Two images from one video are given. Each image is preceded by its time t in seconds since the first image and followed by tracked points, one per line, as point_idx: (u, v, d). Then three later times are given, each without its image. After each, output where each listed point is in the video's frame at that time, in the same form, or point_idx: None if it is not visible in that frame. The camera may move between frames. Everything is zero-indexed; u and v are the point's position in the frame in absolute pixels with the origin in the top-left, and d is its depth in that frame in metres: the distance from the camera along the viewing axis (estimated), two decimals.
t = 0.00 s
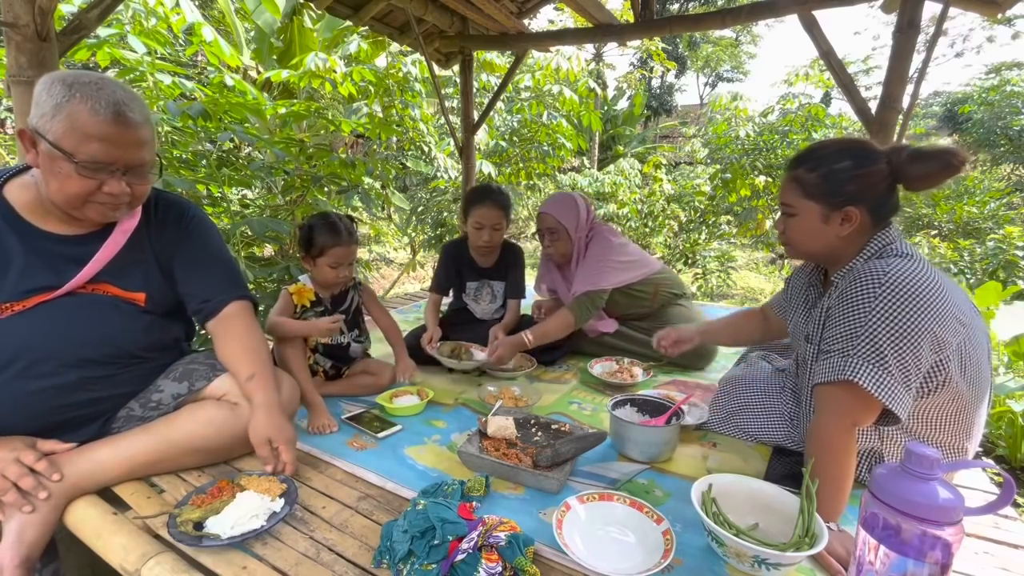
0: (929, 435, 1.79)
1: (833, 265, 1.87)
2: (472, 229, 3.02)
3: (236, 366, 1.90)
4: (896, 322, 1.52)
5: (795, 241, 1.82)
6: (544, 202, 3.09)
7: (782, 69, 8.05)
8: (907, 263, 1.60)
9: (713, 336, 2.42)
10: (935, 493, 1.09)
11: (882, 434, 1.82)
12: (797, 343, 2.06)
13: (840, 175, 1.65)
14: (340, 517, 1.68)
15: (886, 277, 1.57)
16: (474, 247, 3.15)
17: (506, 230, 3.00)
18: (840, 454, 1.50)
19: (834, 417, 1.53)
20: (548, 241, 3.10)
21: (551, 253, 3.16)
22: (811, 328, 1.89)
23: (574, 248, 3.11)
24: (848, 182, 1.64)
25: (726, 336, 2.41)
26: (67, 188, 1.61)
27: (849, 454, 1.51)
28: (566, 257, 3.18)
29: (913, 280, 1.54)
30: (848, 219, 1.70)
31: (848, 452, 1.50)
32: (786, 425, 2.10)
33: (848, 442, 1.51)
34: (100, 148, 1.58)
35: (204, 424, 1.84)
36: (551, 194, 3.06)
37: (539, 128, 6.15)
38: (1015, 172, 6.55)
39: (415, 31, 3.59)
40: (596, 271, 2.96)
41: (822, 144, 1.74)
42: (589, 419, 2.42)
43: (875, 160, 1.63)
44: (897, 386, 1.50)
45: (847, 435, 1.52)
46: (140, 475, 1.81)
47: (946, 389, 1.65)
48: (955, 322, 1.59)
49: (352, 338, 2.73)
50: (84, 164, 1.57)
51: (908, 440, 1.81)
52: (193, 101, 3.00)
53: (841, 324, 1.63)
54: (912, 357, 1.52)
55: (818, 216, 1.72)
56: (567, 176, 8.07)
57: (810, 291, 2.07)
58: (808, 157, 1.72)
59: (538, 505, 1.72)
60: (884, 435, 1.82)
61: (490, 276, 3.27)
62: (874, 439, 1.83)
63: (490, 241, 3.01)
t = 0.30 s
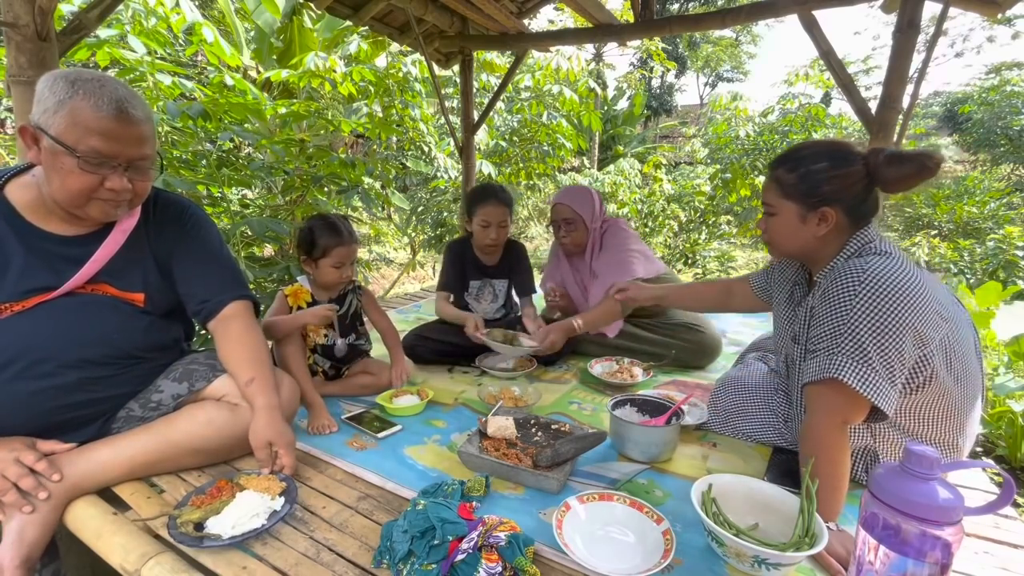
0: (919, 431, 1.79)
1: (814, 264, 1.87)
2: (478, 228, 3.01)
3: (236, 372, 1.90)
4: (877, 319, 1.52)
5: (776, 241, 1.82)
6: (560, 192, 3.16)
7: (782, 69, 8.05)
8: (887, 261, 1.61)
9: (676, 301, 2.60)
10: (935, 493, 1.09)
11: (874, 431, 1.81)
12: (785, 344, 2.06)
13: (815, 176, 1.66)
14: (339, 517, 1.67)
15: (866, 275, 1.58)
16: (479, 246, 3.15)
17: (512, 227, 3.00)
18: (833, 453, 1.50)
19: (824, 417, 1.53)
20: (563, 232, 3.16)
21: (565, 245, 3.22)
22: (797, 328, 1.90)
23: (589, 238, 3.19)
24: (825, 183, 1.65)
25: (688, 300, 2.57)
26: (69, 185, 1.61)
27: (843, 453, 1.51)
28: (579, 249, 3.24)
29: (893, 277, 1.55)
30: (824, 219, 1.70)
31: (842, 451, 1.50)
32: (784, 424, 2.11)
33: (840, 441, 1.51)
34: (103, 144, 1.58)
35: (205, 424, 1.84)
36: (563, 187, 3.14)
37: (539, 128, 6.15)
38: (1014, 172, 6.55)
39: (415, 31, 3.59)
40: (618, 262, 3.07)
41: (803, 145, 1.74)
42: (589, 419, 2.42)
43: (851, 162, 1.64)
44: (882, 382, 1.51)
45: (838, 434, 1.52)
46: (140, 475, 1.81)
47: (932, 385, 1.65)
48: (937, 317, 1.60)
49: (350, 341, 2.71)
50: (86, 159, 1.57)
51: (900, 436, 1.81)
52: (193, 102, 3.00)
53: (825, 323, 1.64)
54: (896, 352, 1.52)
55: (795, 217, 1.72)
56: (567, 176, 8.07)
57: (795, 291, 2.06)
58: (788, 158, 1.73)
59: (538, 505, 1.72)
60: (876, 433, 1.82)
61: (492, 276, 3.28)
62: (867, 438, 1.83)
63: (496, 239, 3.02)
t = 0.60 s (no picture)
0: (913, 427, 1.79)
1: (798, 269, 1.86)
2: (499, 232, 2.98)
3: (237, 367, 1.89)
4: (867, 316, 1.53)
5: (756, 249, 1.82)
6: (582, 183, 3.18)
7: (782, 69, 8.05)
8: (871, 259, 1.62)
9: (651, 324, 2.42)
10: (935, 493, 1.09)
11: (869, 431, 1.82)
12: (776, 345, 2.06)
13: (787, 185, 1.66)
14: (340, 517, 1.67)
15: (853, 274, 1.58)
16: (496, 247, 3.13)
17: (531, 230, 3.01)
18: (830, 451, 1.50)
19: (819, 416, 1.53)
20: (583, 223, 3.16)
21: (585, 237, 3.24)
22: (788, 329, 1.90)
23: (609, 232, 3.24)
24: (796, 191, 1.65)
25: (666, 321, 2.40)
26: (68, 187, 1.61)
27: (840, 451, 1.51)
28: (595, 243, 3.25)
29: (879, 274, 1.56)
30: (800, 226, 1.70)
31: (839, 449, 1.50)
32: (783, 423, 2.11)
33: (835, 440, 1.51)
34: (101, 146, 1.58)
35: (206, 423, 1.84)
36: (587, 178, 3.17)
37: (539, 128, 6.14)
38: (1015, 172, 6.55)
39: (415, 31, 3.59)
40: (640, 260, 3.15)
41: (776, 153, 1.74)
42: (589, 419, 2.42)
43: (821, 167, 1.63)
44: (876, 378, 1.51)
45: (834, 433, 1.52)
46: (141, 475, 1.81)
47: (924, 380, 1.66)
48: (924, 312, 1.61)
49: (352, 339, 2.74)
50: (84, 161, 1.57)
51: (895, 434, 1.81)
52: (193, 102, 3.00)
53: (815, 323, 1.64)
54: (888, 349, 1.52)
55: (772, 225, 1.72)
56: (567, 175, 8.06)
57: (782, 296, 2.05)
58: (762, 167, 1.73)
59: (538, 505, 1.72)
60: (871, 432, 1.82)
61: (502, 278, 3.27)
62: (862, 437, 1.83)
63: (516, 243, 3.02)
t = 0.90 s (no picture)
0: (911, 426, 1.79)
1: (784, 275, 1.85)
2: (513, 240, 2.95)
3: (235, 366, 1.89)
4: (861, 315, 1.53)
5: (740, 259, 1.82)
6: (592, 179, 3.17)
7: (782, 69, 8.05)
8: (863, 259, 1.62)
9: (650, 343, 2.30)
10: (935, 493, 1.09)
11: (866, 430, 1.82)
12: (770, 347, 2.06)
13: (765, 198, 1.65)
14: (340, 517, 1.67)
15: (846, 274, 1.58)
16: (506, 250, 3.11)
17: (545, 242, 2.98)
18: (828, 450, 1.50)
19: (815, 416, 1.53)
20: (592, 219, 3.15)
21: (594, 234, 3.23)
22: (782, 331, 1.89)
23: (618, 231, 3.23)
24: (774, 202, 1.65)
25: (660, 339, 2.31)
26: (60, 188, 1.61)
27: (838, 450, 1.51)
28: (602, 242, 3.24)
29: (871, 273, 1.56)
30: (783, 234, 1.69)
31: (836, 448, 1.50)
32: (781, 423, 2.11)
33: (832, 439, 1.51)
34: (92, 147, 1.58)
35: (206, 423, 1.84)
36: (598, 175, 3.15)
37: (539, 128, 6.14)
38: (1014, 172, 6.56)
39: (415, 31, 3.59)
40: (650, 262, 3.14)
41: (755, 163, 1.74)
42: (589, 419, 2.42)
43: (796, 176, 1.64)
44: (873, 376, 1.50)
45: (831, 432, 1.52)
46: (142, 475, 1.81)
47: (919, 378, 1.66)
48: (916, 310, 1.61)
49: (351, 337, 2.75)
50: (75, 162, 1.57)
51: (892, 433, 1.81)
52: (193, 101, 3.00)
53: (810, 323, 1.63)
54: (883, 346, 1.52)
55: (754, 235, 1.72)
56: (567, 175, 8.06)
57: (771, 303, 2.03)
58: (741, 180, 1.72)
59: (538, 505, 1.72)
60: (868, 431, 1.83)
61: (508, 280, 3.25)
62: (859, 436, 1.84)
63: (528, 253, 3.01)
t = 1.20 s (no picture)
0: (909, 426, 1.79)
1: (781, 278, 1.85)
2: (511, 240, 2.96)
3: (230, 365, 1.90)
4: (858, 315, 1.53)
5: (738, 265, 1.81)
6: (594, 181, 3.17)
7: (782, 69, 8.05)
8: (859, 259, 1.62)
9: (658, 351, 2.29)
10: (935, 493, 1.09)
11: (864, 430, 1.83)
12: (768, 347, 2.06)
13: (760, 204, 1.65)
14: (340, 517, 1.67)
15: (843, 274, 1.59)
16: (503, 248, 3.12)
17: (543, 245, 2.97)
18: (827, 450, 1.50)
19: (813, 416, 1.53)
20: (594, 221, 3.14)
21: (594, 235, 3.23)
22: (780, 331, 1.89)
23: (619, 233, 3.24)
24: (769, 208, 1.64)
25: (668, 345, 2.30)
26: (51, 190, 1.61)
27: (835, 450, 1.51)
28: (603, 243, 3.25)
29: (868, 273, 1.56)
30: (779, 239, 1.69)
31: (833, 448, 1.50)
32: (779, 423, 2.11)
33: (829, 439, 1.51)
34: (81, 148, 1.57)
35: (205, 423, 1.84)
36: (602, 176, 3.15)
37: (539, 128, 6.14)
38: (1014, 172, 6.56)
39: (415, 31, 3.60)
40: (651, 263, 3.16)
41: (745, 169, 1.74)
42: (589, 419, 2.42)
43: (788, 180, 1.64)
44: (871, 376, 1.50)
45: (828, 432, 1.52)
46: (142, 475, 1.82)
47: (916, 377, 1.66)
48: (914, 310, 1.61)
49: (350, 336, 2.75)
50: (65, 164, 1.57)
51: (890, 433, 1.81)
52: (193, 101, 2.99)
53: (808, 324, 1.63)
54: (881, 346, 1.52)
55: (751, 241, 1.71)
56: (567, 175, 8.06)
57: (769, 303, 2.03)
58: (735, 186, 1.71)
59: (538, 505, 1.73)
60: (866, 432, 1.83)
61: (506, 279, 3.24)
62: (857, 436, 1.84)
63: (526, 253, 3.00)
